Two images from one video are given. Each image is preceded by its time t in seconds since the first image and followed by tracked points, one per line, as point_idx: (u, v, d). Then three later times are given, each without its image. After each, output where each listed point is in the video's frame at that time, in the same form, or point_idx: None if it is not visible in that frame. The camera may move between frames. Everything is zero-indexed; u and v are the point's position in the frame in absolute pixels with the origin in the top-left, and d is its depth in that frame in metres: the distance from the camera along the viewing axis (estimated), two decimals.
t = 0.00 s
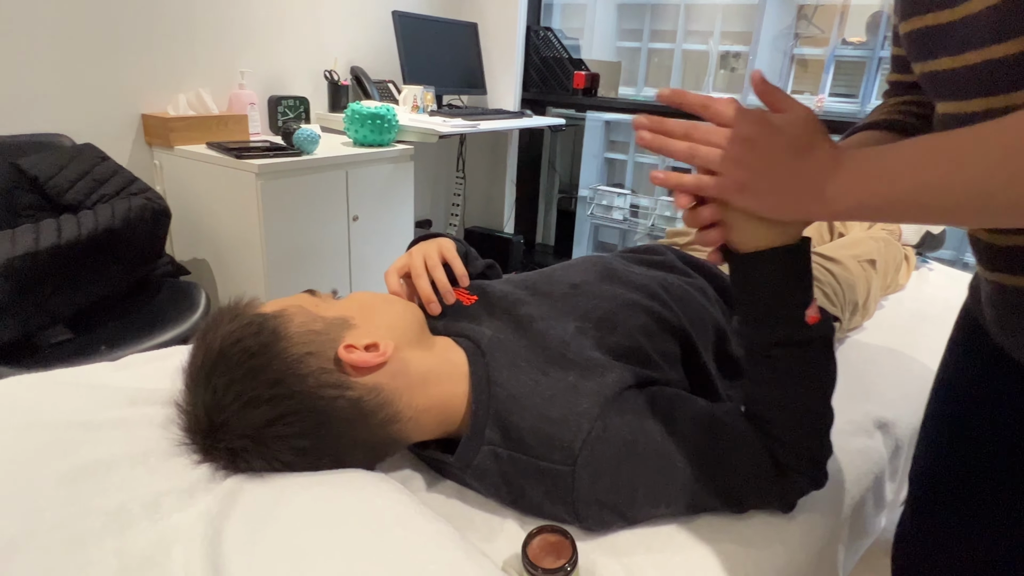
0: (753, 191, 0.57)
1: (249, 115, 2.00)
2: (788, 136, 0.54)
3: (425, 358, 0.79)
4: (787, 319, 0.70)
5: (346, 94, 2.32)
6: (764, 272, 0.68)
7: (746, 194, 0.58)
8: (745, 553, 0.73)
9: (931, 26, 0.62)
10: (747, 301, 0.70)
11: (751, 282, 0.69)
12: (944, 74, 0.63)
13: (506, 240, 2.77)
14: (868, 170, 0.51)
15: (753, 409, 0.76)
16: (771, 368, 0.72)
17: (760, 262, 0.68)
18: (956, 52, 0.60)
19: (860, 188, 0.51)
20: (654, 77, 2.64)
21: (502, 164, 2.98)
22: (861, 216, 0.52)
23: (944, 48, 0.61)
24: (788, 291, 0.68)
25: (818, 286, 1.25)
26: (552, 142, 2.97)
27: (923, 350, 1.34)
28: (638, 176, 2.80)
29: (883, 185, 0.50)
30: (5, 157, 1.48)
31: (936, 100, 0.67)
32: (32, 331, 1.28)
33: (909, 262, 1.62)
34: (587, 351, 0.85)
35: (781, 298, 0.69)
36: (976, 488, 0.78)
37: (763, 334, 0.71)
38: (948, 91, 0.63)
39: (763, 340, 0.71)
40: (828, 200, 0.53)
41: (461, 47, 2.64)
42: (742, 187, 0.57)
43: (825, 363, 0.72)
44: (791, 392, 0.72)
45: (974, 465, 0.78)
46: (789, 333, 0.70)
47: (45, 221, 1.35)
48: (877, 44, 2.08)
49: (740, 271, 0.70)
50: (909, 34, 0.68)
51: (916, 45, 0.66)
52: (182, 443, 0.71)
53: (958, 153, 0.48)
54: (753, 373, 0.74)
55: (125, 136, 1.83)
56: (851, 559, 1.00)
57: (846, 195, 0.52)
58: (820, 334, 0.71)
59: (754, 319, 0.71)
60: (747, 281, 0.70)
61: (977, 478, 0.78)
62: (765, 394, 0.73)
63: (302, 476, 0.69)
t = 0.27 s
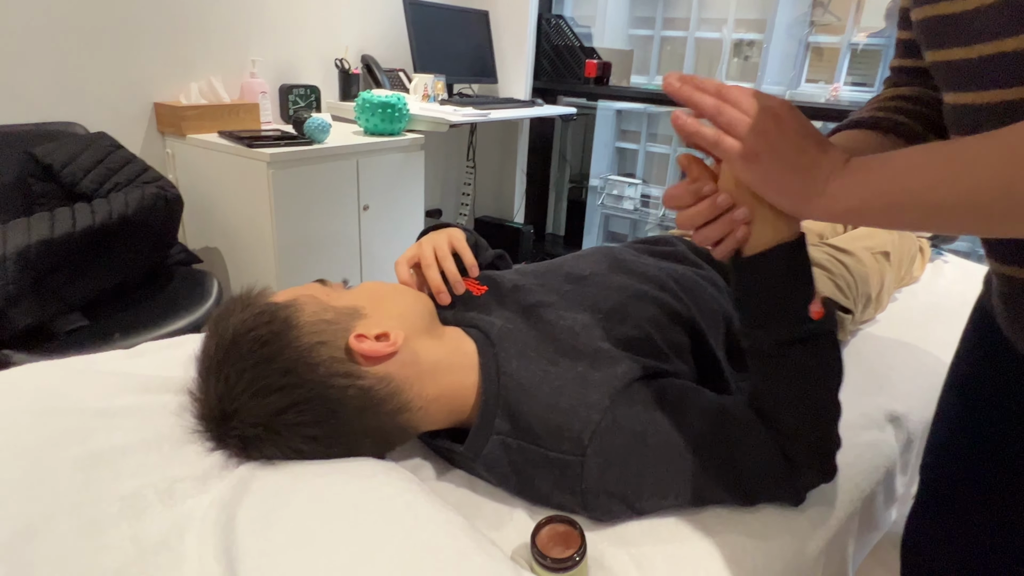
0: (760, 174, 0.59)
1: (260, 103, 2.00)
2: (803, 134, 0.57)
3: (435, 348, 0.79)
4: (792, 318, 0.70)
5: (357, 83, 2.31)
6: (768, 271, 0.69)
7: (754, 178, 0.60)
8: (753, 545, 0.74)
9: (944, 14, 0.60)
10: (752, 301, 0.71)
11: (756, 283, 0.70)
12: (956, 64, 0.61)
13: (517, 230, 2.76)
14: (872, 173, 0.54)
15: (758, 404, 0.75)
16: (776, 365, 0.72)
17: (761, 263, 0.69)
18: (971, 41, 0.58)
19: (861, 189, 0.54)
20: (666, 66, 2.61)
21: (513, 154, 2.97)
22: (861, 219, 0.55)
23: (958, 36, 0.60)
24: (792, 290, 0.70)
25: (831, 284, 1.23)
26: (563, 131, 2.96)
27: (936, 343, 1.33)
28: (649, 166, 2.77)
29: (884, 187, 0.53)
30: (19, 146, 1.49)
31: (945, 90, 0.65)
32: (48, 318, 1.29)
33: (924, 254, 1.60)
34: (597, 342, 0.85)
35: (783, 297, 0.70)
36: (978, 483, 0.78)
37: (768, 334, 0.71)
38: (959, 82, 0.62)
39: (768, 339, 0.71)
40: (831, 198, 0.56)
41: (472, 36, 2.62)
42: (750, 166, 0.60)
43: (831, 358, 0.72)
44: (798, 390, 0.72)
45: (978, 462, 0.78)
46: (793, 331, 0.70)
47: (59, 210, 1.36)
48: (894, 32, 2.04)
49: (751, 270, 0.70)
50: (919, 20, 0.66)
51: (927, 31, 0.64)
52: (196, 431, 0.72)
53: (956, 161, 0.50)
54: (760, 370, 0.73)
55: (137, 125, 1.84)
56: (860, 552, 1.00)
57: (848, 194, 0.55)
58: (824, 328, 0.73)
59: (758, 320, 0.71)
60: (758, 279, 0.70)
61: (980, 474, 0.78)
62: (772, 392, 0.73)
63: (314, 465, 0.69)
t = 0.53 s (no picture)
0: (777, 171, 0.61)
1: (269, 93, 2.00)
2: (820, 138, 0.60)
3: (445, 343, 0.79)
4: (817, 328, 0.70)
5: (365, 73, 2.30)
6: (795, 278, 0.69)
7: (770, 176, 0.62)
8: (764, 545, 0.73)
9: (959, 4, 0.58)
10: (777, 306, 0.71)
11: (781, 289, 0.70)
12: (972, 56, 0.59)
13: (525, 221, 2.75)
14: (881, 178, 0.56)
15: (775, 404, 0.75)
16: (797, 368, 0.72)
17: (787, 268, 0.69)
18: (987, 33, 0.56)
19: (869, 192, 0.56)
20: (676, 55, 2.59)
21: (522, 144, 2.96)
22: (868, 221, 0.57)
23: (973, 27, 0.58)
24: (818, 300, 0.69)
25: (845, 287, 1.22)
26: (572, 122, 2.93)
27: (949, 339, 1.32)
28: (659, 157, 2.75)
29: (891, 192, 0.55)
30: (29, 135, 1.50)
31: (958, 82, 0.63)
32: (59, 308, 1.30)
33: (938, 248, 1.57)
34: (608, 337, 0.84)
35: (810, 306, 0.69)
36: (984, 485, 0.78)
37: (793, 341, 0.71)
38: (973, 75, 0.60)
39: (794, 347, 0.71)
40: (840, 200, 0.58)
41: (480, 24, 2.60)
42: (768, 162, 0.62)
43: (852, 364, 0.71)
44: (818, 394, 0.71)
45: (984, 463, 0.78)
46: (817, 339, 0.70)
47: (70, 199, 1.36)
48: (908, 21, 2.01)
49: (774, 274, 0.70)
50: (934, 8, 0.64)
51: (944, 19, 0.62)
52: (206, 425, 0.72)
53: (961, 170, 0.51)
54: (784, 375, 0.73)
55: (146, 115, 1.84)
56: (870, 549, 0.99)
57: (856, 197, 0.57)
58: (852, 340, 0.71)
59: (782, 326, 0.71)
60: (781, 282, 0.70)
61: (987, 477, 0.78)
62: (790, 392, 0.73)
63: (324, 460, 0.69)
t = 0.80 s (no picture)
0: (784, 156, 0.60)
1: (273, 82, 1.98)
2: (830, 124, 0.59)
3: (450, 338, 0.78)
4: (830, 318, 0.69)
5: (370, 61, 2.28)
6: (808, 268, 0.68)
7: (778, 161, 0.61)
8: (771, 544, 0.72)
9: None
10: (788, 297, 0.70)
11: (792, 278, 0.69)
12: (987, 47, 0.57)
13: (531, 212, 2.73)
14: (887, 165, 0.54)
15: (786, 401, 0.74)
16: (807, 358, 0.71)
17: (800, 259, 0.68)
18: (1001, 24, 0.54)
19: (875, 178, 0.54)
20: (684, 43, 2.56)
21: (528, 134, 2.93)
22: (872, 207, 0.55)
23: (987, 17, 0.55)
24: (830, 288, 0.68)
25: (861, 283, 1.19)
26: (579, 111, 2.91)
27: (960, 334, 1.30)
28: (665, 145, 2.74)
29: (897, 177, 0.53)
30: (33, 124, 1.49)
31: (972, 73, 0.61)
32: (64, 298, 1.29)
33: (949, 242, 1.55)
34: (615, 332, 0.83)
35: (823, 295, 0.68)
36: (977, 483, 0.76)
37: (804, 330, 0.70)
38: (989, 67, 0.58)
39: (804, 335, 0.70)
40: (846, 185, 0.56)
41: (487, 12, 2.57)
42: (776, 147, 0.60)
43: (864, 354, 0.70)
44: (829, 386, 0.70)
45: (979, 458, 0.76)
46: (830, 329, 0.69)
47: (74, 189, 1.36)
48: (921, 9, 1.98)
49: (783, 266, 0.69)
50: None
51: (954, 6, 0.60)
52: (209, 420, 0.72)
53: (968, 158, 0.50)
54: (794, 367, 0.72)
55: (150, 104, 1.83)
56: (879, 547, 0.98)
57: (861, 182, 0.55)
58: (864, 327, 0.70)
59: (794, 317, 0.70)
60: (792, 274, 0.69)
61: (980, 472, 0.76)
62: (800, 384, 0.72)
63: (327, 456, 0.69)
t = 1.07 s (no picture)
0: (795, 134, 0.61)
1: (278, 75, 1.97)
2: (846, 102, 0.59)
3: (454, 335, 0.77)
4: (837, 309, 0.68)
5: (375, 54, 2.27)
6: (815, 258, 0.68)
7: (787, 139, 0.62)
8: (779, 545, 0.71)
9: None
10: (794, 289, 0.69)
11: (799, 263, 0.68)
12: (1003, 43, 0.56)
13: (536, 205, 2.72)
14: (902, 147, 0.54)
15: (795, 399, 0.73)
16: (813, 349, 0.70)
17: (807, 247, 0.68)
18: (1019, 18, 0.53)
19: (889, 159, 0.55)
20: (691, 35, 2.54)
21: (533, 127, 2.91)
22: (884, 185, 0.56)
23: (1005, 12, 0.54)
24: (840, 280, 0.68)
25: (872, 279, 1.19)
26: (585, 104, 2.89)
27: (970, 331, 1.29)
28: (671, 138, 2.73)
29: (911, 158, 0.53)
30: (37, 118, 1.48)
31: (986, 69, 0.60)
32: (70, 292, 1.29)
33: (960, 238, 1.53)
34: (621, 330, 0.82)
35: (831, 281, 0.68)
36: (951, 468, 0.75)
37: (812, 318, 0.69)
38: (1005, 64, 0.56)
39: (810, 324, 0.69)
40: (859, 164, 0.57)
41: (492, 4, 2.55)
42: (784, 125, 0.62)
43: (871, 348, 0.69)
44: (840, 380, 0.69)
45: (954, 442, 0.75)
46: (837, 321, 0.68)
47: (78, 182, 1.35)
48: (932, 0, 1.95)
49: (790, 259, 0.69)
50: None
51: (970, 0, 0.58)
52: (212, 418, 0.71)
53: (982, 143, 0.50)
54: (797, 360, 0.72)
55: (155, 97, 1.82)
56: (886, 547, 0.97)
57: (874, 162, 0.56)
58: (870, 315, 0.69)
59: (801, 303, 0.69)
60: (799, 267, 0.68)
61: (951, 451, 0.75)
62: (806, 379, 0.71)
63: (331, 455, 0.68)
